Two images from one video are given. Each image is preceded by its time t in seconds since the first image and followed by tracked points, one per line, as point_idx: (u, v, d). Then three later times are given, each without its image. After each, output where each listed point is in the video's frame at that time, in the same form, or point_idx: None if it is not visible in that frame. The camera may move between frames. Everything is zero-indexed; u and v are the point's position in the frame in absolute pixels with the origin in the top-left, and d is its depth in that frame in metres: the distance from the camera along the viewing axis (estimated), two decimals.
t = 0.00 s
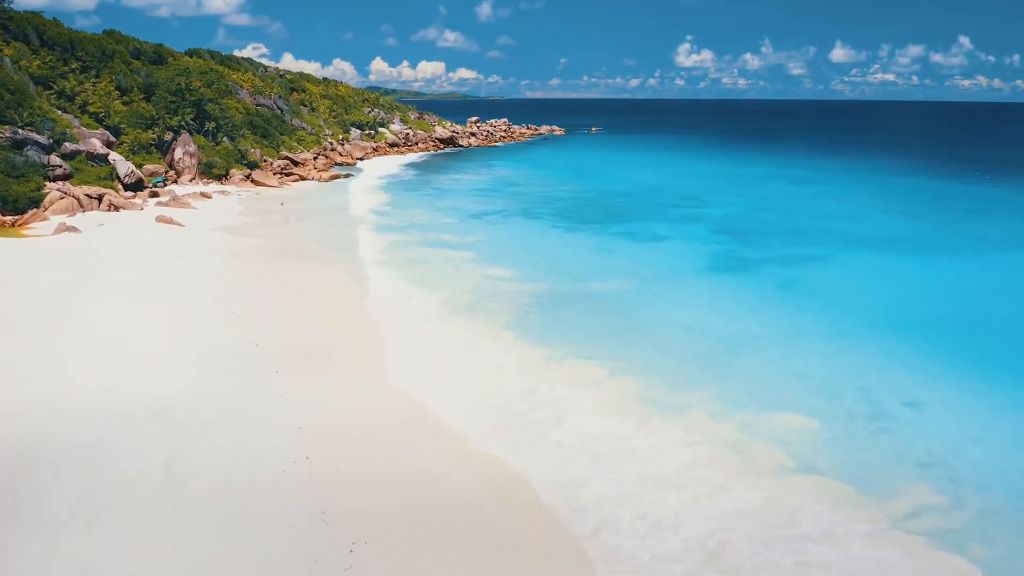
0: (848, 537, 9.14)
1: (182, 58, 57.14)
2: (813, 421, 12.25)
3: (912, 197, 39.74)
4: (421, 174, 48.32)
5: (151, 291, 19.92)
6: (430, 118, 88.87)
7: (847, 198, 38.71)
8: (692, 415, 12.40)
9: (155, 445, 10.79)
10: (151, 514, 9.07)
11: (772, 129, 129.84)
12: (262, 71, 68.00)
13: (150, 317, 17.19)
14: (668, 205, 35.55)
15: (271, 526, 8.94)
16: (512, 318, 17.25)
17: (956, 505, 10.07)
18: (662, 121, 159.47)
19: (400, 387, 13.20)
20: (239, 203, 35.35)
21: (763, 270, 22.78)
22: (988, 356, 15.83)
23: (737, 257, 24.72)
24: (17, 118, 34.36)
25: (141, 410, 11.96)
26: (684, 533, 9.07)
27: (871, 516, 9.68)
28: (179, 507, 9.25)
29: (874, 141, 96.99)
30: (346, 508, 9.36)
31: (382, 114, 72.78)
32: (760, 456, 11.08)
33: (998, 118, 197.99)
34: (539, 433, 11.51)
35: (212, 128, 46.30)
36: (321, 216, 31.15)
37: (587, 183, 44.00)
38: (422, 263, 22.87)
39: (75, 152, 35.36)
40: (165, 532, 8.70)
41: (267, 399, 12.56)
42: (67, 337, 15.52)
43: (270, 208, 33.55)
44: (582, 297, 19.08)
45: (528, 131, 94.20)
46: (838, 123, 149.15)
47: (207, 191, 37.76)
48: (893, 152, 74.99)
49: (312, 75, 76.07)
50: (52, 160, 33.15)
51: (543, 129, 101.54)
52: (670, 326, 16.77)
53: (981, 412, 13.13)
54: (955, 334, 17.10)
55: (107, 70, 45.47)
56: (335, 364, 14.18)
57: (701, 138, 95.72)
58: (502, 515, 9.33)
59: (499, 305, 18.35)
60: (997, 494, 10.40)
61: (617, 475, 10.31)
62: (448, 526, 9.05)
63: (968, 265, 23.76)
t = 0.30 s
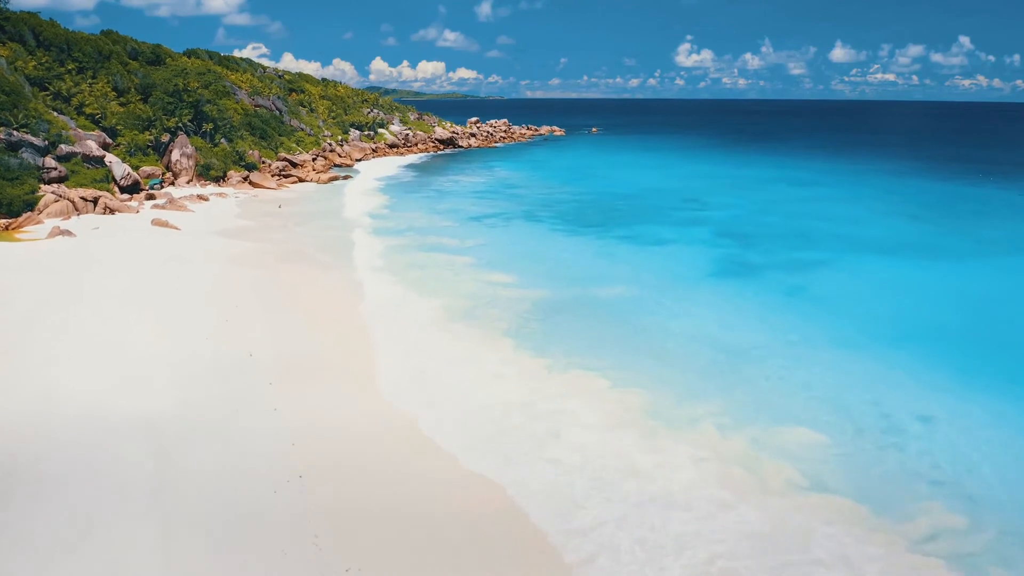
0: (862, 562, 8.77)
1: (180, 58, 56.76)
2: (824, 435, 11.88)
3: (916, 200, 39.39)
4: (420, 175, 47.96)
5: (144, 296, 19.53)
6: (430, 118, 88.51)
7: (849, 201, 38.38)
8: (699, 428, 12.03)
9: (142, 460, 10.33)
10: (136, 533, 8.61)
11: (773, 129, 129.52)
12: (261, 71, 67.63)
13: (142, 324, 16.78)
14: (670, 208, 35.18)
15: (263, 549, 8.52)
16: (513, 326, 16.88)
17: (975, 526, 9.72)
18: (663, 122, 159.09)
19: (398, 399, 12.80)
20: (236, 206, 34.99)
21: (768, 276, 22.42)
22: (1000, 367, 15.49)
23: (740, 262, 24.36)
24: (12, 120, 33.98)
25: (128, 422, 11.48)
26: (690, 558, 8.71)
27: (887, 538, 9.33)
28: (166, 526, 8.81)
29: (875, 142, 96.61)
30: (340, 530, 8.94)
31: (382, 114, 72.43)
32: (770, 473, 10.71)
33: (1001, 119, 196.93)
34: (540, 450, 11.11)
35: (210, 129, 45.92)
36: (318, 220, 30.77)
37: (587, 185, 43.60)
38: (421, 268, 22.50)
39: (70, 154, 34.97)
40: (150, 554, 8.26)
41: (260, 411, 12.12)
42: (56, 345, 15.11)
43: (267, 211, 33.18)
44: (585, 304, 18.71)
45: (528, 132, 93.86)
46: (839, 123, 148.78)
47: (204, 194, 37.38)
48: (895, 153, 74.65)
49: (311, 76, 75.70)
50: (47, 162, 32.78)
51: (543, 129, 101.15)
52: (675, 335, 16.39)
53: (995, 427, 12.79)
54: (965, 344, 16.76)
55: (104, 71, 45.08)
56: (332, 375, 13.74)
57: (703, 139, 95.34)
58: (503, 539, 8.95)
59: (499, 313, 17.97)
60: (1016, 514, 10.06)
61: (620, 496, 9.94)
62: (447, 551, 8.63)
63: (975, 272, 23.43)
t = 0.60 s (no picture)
0: None
1: (179, 59, 56.41)
2: (837, 451, 11.53)
3: (920, 202, 39.01)
4: (419, 177, 47.60)
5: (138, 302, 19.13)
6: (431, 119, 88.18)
7: (853, 203, 37.99)
8: (708, 444, 11.66)
9: (128, 485, 9.98)
10: (120, 566, 8.26)
11: (774, 129, 129.09)
12: (260, 72, 67.29)
13: (134, 332, 16.39)
14: (673, 210, 34.81)
15: None
16: (514, 335, 16.52)
17: (996, 551, 9.39)
18: (663, 123, 158.79)
19: (395, 413, 12.42)
20: (233, 208, 34.63)
21: (773, 281, 22.06)
22: (1014, 377, 15.14)
23: (744, 267, 24.00)
24: (7, 122, 33.61)
25: (117, 442, 11.15)
26: None
27: (906, 563, 8.97)
28: (151, 557, 8.46)
29: (877, 142, 96.28)
30: (333, 558, 8.57)
31: (381, 115, 72.05)
32: (782, 492, 10.34)
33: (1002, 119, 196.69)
34: (541, 469, 10.74)
35: (207, 131, 45.55)
36: (317, 223, 30.41)
37: (587, 187, 43.24)
38: (420, 274, 22.12)
39: (66, 157, 34.57)
40: None
41: (252, 429, 11.77)
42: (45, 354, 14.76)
43: (265, 214, 32.79)
44: (589, 311, 18.35)
45: (528, 133, 93.42)
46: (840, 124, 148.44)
47: (201, 196, 36.99)
48: (897, 154, 74.20)
49: (310, 77, 75.33)
50: (42, 164, 32.42)
51: (544, 130, 100.82)
52: (681, 344, 16.03)
53: (1011, 441, 12.45)
54: (976, 353, 16.43)
55: (101, 72, 44.72)
56: (327, 387, 13.38)
57: (704, 140, 95.01)
58: (501, 567, 8.57)
59: (499, 321, 17.61)
60: None
61: (625, 519, 9.56)
62: None
63: (984, 277, 23.07)
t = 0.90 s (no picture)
0: None
1: (177, 60, 56.06)
2: (850, 469, 11.24)
3: (925, 205, 38.69)
4: (418, 179, 47.27)
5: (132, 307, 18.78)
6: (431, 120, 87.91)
7: (856, 206, 37.67)
8: (716, 460, 11.32)
9: (115, 502, 9.63)
10: None
11: (774, 129, 128.73)
12: (259, 73, 66.95)
13: (126, 340, 16.02)
14: (675, 213, 34.48)
15: None
16: (514, 344, 16.18)
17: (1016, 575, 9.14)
18: (664, 123, 158.43)
19: (393, 427, 12.07)
20: (230, 211, 34.28)
21: (778, 286, 21.76)
22: None
23: (747, 271, 23.66)
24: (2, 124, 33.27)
25: (104, 459, 10.71)
26: None
27: None
28: None
29: (878, 142, 95.96)
30: None
31: (381, 116, 71.71)
32: (793, 513, 10.03)
33: (1006, 118, 195.99)
34: (543, 487, 10.42)
35: (205, 132, 45.19)
36: (314, 227, 30.07)
37: (587, 189, 42.92)
38: (418, 279, 21.80)
39: (62, 159, 34.22)
40: None
41: (245, 441, 11.39)
42: (35, 364, 14.41)
43: (263, 217, 32.45)
44: (591, 318, 18.04)
45: (528, 134, 92.97)
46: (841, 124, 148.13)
47: (198, 199, 36.63)
48: (899, 155, 73.79)
49: (309, 77, 74.95)
50: (37, 167, 32.06)
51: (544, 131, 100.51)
52: (685, 353, 15.71)
53: None
54: (986, 362, 16.15)
55: (98, 73, 44.36)
56: (321, 399, 12.96)
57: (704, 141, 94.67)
58: None
59: (499, 329, 17.26)
60: None
61: (631, 542, 9.24)
62: None
63: (991, 283, 22.77)
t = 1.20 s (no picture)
0: None
1: (174, 61, 55.62)
2: (865, 490, 10.84)
3: (929, 208, 38.30)
4: (417, 181, 46.84)
5: (121, 315, 18.28)
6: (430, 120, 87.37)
7: (860, 209, 37.29)
8: (726, 481, 10.89)
9: (97, 535, 9.23)
10: None
11: (776, 130, 128.28)
12: (257, 74, 66.51)
13: (115, 351, 15.55)
14: (677, 217, 34.06)
15: None
16: (515, 355, 15.75)
17: None
18: (664, 123, 158.02)
19: (389, 446, 11.64)
20: (227, 214, 33.85)
21: (783, 293, 21.35)
22: None
23: (753, 278, 23.22)
24: None
25: (90, 484, 10.35)
26: None
27: None
28: None
29: (879, 143, 95.58)
30: None
31: (380, 117, 71.28)
32: (808, 539, 9.62)
33: (1007, 118, 195.59)
34: (546, 511, 10.00)
35: (202, 134, 44.73)
36: (312, 231, 29.66)
37: (588, 192, 42.46)
38: (417, 286, 21.39)
39: (56, 162, 33.74)
40: None
41: (235, 463, 10.98)
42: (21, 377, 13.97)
43: (260, 221, 32.02)
44: (594, 328, 17.64)
45: (528, 134, 92.50)
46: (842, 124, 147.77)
47: (195, 202, 36.19)
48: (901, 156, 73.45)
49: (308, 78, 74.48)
50: (31, 170, 31.62)
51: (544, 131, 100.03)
52: (692, 366, 15.28)
53: None
54: (999, 373, 15.78)
55: (93, 75, 43.91)
56: (315, 416, 12.58)
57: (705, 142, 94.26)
58: None
59: (499, 339, 16.82)
60: None
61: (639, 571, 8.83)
62: None
63: (1001, 290, 22.40)
